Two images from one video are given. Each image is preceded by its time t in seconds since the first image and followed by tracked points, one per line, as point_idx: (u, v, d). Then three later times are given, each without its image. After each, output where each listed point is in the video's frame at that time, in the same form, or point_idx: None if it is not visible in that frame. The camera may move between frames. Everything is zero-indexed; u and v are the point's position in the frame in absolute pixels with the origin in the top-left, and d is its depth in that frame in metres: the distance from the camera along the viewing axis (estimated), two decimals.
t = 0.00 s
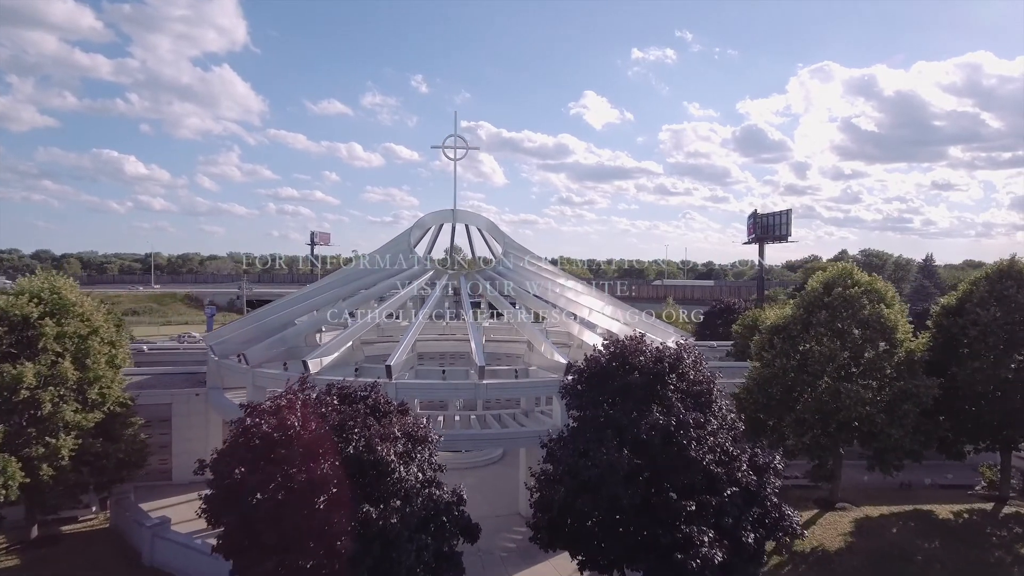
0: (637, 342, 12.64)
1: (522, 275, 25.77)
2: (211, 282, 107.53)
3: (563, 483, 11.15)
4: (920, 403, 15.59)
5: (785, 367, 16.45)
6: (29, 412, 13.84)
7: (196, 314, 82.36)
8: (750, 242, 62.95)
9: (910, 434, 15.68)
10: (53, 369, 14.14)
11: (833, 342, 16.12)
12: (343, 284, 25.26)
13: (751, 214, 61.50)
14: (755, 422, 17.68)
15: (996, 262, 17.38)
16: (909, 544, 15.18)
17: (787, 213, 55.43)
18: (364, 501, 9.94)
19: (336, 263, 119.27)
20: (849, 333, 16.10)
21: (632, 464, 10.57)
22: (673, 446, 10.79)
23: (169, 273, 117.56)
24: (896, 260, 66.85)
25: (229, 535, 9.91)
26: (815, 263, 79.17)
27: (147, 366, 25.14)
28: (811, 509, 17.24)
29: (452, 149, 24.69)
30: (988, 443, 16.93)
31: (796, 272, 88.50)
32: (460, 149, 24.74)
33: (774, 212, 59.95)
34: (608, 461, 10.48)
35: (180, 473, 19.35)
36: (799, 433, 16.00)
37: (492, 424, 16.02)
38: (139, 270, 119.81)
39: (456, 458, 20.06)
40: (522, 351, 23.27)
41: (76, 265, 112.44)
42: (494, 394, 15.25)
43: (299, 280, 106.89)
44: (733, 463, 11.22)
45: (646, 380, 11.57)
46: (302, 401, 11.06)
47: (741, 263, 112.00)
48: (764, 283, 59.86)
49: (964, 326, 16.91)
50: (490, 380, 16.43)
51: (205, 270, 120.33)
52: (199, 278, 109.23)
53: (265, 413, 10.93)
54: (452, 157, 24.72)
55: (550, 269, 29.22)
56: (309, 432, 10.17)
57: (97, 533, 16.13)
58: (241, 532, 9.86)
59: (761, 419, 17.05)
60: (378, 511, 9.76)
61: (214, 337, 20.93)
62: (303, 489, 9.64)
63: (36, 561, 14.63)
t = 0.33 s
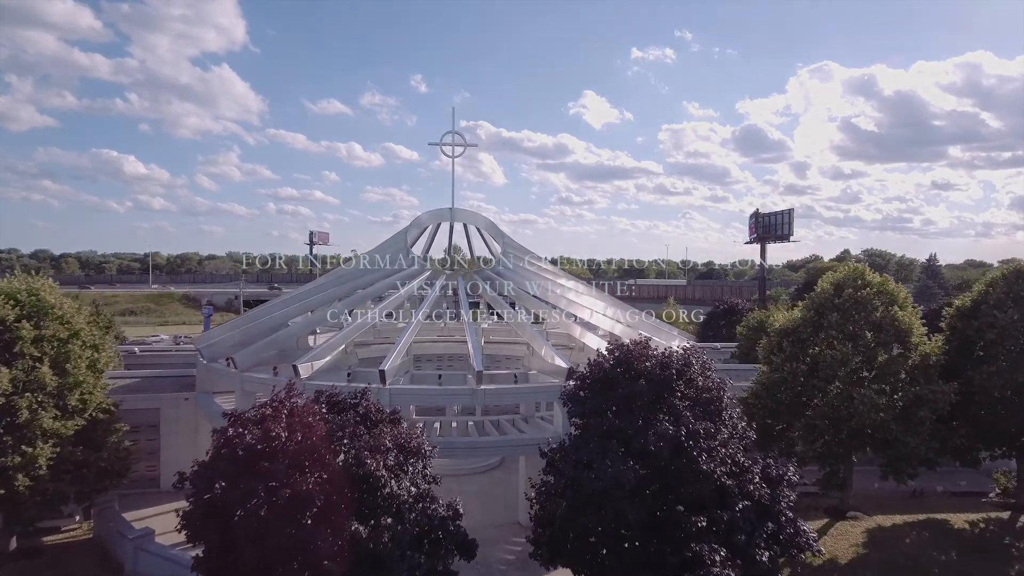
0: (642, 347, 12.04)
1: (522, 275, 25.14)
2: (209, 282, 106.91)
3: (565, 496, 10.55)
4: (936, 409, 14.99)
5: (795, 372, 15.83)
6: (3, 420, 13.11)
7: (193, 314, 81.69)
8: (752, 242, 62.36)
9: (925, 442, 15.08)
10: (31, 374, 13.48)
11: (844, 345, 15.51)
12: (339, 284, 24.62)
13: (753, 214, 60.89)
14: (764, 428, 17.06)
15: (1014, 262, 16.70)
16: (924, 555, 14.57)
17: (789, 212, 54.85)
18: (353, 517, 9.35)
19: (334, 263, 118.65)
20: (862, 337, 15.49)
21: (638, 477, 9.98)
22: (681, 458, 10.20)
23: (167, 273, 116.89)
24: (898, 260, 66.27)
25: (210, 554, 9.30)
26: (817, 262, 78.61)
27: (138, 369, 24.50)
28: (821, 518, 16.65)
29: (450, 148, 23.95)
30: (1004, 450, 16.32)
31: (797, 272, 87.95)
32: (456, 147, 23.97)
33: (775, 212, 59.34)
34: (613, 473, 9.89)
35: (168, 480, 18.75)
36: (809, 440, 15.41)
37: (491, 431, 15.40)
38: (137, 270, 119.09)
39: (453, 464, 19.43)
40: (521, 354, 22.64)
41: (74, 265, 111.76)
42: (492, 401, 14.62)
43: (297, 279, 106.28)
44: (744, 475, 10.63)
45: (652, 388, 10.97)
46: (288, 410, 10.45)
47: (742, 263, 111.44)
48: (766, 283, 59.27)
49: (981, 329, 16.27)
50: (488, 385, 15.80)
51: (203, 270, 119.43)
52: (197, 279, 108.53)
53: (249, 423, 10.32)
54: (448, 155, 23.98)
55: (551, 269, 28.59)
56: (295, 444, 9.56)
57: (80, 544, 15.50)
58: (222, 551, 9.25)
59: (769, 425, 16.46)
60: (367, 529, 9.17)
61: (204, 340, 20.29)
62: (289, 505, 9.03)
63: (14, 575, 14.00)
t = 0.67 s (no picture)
0: (647, 352, 11.43)
1: (522, 275, 24.48)
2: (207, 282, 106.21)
3: (567, 512, 9.91)
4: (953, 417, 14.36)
5: (805, 377, 15.20)
6: None
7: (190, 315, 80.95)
8: (754, 242, 61.70)
9: (942, 451, 14.45)
10: (6, 380, 12.79)
11: (857, 349, 14.89)
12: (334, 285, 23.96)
13: (754, 214, 60.22)
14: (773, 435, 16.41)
15: None
16: (941, 568, 13.92)
17: (791, 211, 54.24)
18: (341, 537, 8.72)
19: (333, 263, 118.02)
20: (875, 341, 14.88)
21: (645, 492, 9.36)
22: (691, 472, 9.59)
23: (165, 273, 116.18)
24: (901, 260, 65.61)
25: None
26: (820, 262, 77.96)
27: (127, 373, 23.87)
28: (832, 529, 16.00)
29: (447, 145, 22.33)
30: None
31: (799, 272, 87.24)
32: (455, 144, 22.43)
33: (777, 212, 58.67)
34: (618, 489, 9.27)
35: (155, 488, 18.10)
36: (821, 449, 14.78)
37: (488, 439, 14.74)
38: (135, 270, 118.43)
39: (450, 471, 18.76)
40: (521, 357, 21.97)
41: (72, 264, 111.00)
42: (490, 408, 13.97)
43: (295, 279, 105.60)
44: (757, 490, 10.01)
45: (659, 396, 10.36)
46: (271, 419, 9.81)
47: (743, 263, 110.79)
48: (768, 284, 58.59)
49: (999, 332, 15.61)
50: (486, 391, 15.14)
51: (202, 270, 118.73)
52: (195, 279, 107.81)
53: (229, 433, 9.68)
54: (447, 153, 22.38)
55: (552, 269, 27.94)
56: (279, 458, 8.94)
57: (60, 556, 14.85)
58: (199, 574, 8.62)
59: (778, 432, 15.82)
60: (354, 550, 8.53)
61: (193, 343, 19.62)
62: (270, 525, 8.41)
63: None
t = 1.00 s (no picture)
0: (652, 362, 10.83)
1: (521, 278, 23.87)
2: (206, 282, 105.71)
3: (566, 535, 9.31)
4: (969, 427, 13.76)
5: (815, 385, 14.61)
6: None
7: (188, 315, 80.49)
8: (756, 242, 61.11)
9: (959, 462, 13.82)
10: None
11: (869, 356, 14.28)
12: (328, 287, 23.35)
13: (756, 214, 59.66)
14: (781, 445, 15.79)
15: None
16: None
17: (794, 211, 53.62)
18: (322, 566, 8.09)
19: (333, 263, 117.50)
20: (887, 347, 14.29)
21: (650, 514, 8.75)
22: (699, 491, 8.98)
23: (163, 272, 115.64)
24: (905, 261, 64.97)
25: None
26: (822, 263, 77.35)
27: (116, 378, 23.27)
28: (843, 542, 15.37)
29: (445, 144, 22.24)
30: None
31: (800, 273, 86.62)
32: (454, 142, 22.30)
33: (780, 212, 58.05)
34: (621, 510, 8.67)
35: (140, 498, 17.51)
36: (832, 460, 14.19)
37: (485, 451, 14.14)
38: (133, 269, 117.89)
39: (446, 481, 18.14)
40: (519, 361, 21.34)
41: (70, 264, 110.49)
42: (487, 418, 13.36)
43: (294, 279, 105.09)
44: (769, 509, 9.38)
45: (665, 409, 9.75)
46: (252, 434, 9.20)
47: (744, 263, 110.19)
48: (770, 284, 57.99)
49: (1017, 338, 14.97)
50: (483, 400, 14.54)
51: (200, 270, 118.19)
52: (193, 278, 107.28)
53: (206, 450, 9.09)
54: (446, 152, 22.30)
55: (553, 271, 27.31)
56: (258, 478, 8.34)
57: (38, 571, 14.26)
58: None
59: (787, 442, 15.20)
60: None
61: (181, 348, 19.00)
62: (247, 551, 7.79)
63: None
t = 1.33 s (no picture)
0: (655, 374, 10.20)
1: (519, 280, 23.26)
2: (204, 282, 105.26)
3: (565, 562, 8.73)
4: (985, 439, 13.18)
5: (823, 395, 14.01)
6: None
7: (185, 316, 80.04)
8: (756, 243, 60.56)
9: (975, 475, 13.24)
10: None
11: (880, 365, 13.71)
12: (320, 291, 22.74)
13: (756, 214, 59.15)
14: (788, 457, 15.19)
15: None
16: None
17: (795, 211, 53.08)
18: None
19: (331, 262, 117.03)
20: (900, 356, 13.69)
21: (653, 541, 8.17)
22: (707, 515, 8.39)
23: (161, 273, 115.17)
24: (906, 261, 64.40)
25: None
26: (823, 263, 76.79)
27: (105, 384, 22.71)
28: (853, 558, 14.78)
29: (441, 143, 21.83)
30: None
31: (801, 273, 86.06)
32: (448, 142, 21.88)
33: (780, 212, 57.49)
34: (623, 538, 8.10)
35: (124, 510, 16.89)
36: (841, 474, 13.65)
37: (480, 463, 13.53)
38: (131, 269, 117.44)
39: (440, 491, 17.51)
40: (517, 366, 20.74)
41: (67, 264, 110.06)
42: (482, 430, 12.73)
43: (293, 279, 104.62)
44: (781, 533, 8.79)
45: (669, 426, 9.15)
46: (229, 453, 8.62)
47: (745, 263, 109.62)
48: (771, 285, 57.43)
49: None
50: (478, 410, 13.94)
51: (199, 270, 117.71)
52: (191, 279, 106.81)
53: (181, 471, 8.51)
54: (441, 151, 21.85)
55: (552, 272, 26.74)
56: (233, 504, 7.75)
57: None
58: None
59: (795, 454, 14.61)
60: None
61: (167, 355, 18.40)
62: None
63: None
